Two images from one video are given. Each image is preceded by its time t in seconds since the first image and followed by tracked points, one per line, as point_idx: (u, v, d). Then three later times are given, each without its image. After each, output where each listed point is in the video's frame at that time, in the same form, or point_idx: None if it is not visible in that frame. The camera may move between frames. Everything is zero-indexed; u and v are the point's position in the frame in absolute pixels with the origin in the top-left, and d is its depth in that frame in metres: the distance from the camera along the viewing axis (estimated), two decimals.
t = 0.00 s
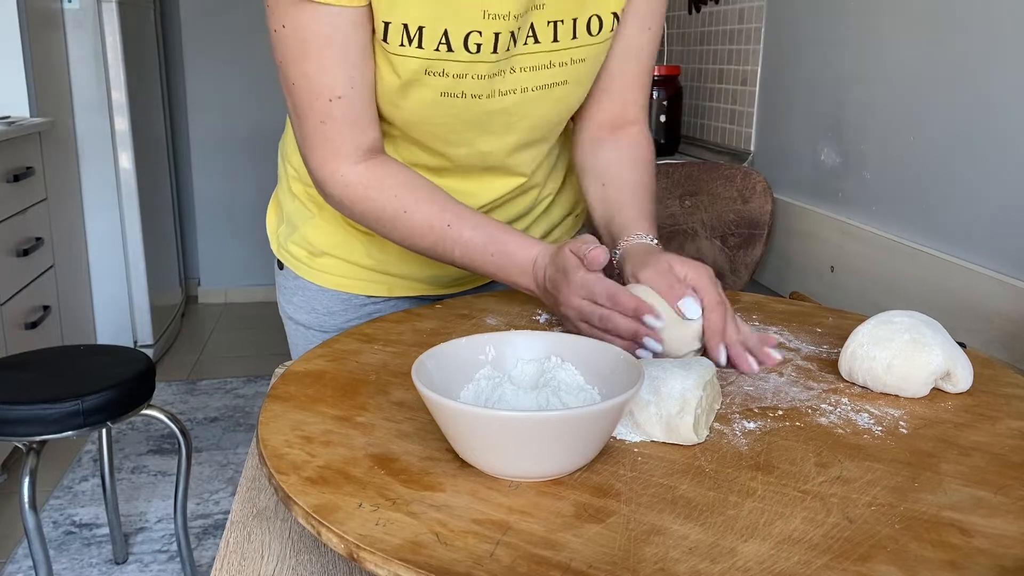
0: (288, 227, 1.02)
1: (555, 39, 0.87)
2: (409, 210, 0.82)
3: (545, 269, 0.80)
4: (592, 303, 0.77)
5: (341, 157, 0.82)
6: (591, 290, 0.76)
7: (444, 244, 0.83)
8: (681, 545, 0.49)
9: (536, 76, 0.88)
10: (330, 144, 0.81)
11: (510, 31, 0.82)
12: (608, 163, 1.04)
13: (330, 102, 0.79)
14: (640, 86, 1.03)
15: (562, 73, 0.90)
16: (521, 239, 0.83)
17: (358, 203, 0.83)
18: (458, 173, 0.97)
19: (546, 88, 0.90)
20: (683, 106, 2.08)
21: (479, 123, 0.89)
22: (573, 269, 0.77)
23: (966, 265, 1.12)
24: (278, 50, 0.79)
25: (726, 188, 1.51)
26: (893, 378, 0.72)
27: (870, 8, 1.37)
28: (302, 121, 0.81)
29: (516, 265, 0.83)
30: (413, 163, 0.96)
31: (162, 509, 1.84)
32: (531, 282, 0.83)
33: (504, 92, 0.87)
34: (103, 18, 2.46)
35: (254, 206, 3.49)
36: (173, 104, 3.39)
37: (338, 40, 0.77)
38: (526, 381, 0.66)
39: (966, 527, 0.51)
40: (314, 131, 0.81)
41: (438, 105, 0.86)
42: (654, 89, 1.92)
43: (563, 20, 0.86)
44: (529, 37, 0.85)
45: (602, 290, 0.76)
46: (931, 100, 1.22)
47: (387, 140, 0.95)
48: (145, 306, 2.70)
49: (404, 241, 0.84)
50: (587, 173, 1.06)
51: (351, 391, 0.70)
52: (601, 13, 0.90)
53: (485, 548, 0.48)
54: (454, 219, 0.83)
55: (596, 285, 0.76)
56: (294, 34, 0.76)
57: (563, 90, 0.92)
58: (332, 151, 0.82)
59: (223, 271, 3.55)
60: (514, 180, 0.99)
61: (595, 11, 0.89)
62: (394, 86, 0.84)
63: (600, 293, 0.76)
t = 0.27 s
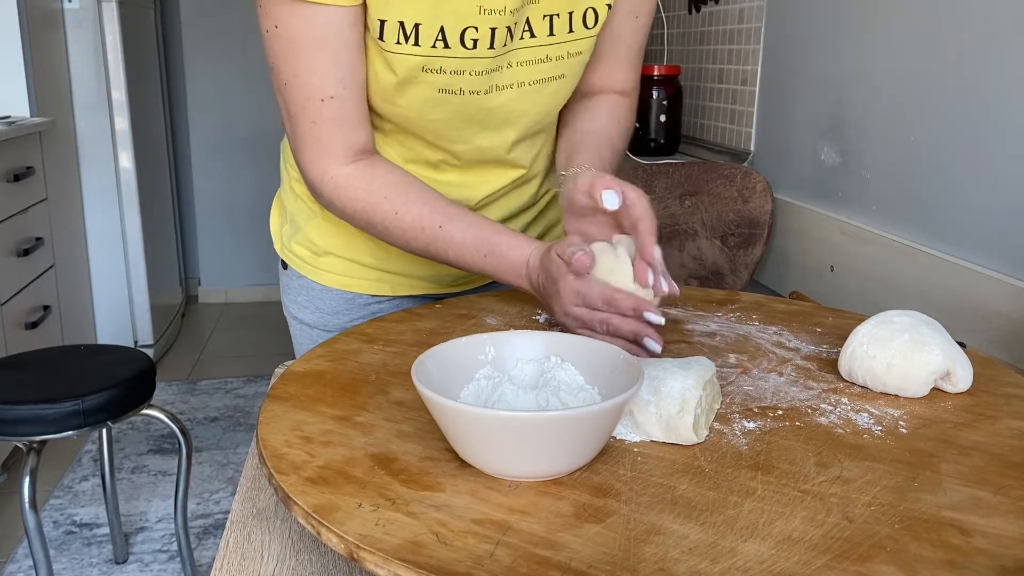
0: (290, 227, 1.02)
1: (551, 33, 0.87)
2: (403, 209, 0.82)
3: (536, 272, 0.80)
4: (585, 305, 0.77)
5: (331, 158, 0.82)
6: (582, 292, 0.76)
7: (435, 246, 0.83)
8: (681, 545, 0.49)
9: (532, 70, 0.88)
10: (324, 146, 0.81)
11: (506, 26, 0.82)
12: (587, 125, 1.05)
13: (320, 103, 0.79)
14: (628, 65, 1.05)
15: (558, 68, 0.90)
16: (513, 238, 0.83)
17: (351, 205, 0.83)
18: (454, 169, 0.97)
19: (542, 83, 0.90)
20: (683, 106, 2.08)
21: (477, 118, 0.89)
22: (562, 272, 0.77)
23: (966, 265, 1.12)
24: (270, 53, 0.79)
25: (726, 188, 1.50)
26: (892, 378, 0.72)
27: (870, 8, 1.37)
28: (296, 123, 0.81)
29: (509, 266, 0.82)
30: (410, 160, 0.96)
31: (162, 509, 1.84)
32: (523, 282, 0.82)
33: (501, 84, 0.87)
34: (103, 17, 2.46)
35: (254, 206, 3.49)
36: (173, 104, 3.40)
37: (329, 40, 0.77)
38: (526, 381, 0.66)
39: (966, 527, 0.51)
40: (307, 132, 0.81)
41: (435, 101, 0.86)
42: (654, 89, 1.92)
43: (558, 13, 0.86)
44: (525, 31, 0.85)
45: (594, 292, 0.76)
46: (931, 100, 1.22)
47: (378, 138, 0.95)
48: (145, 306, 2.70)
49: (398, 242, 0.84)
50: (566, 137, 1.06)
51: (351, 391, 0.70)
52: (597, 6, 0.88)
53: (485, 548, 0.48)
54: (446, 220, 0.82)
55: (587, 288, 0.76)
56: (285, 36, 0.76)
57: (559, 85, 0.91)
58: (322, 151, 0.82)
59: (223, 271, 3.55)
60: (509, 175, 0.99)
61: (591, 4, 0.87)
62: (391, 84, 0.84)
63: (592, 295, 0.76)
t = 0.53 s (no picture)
0: (290, 226, 1.02)
1: (546, 29, 0.86)
2: (407, 209, 0.82)
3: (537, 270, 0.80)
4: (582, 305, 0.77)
5: (337, 156, 0.82)
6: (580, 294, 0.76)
7: (440, 245, 0.83)
8: (680, 545, 0.49)
9: (527, 67, 0.88)
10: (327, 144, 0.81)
11: (499, 22, 0.82)
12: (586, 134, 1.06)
13: (324, 101, 0.79)
14: (626, 62, 1.04)
15: (555, 63, 0.90)
16: (516, 237, 0.83)
17: (351, 205, 0.83)
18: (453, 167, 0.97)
19: (537, 79, 0.90)
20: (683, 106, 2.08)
21: (473, 117, 0.89)
22: (562, 272, 0.77)
23: (965, 265, 1.12)
24: (270, 54, 0.79)
25: (726, 187, 1.50)
26: (892, 378, 0.72)
27: (870, 7, 1.37)
28: (298, 123, 0.81)
29: (511, 265, 0.82)
30: (409, 160, 0.96)
31: (162, 509, 1.84)
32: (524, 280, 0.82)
33: (495, 83, 0.87)
34: (103, 17, 2.46)
35: (254, 206, 3.49)
36: (173, 104, 3.40)
37: (329, 39, 0.77)
38: (526, 380, 0.66)
39: (965, 526, 0.51)
40: (310, 131, 0.81)
41: (431, 99, 0.86)
42: (654, 88, 1.92)
43: (552, 10, 0.85)
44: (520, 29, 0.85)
45: (591, 295, 0.76)
46: (931, 100, 1.22)
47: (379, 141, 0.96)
48: (145, 305, 2.70)
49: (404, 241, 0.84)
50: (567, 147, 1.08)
51: (351, 391, 0.70)
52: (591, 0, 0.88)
53: (485, 548, 0.48)
54: (451, 219, 0.83)
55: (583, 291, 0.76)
56: (286, 37, 0.76)
57: (556, 80, 0.92)
58: (330, 151, 0.82)
59: (223, 271, 3.55)
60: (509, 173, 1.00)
61: None
62: (386, 82, 0.84)
63: (590, 298, 0.76)
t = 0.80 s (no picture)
0: (287, 224, 1.02)
1: (541, 36, 0.87)
2: (397, 213, 0.83)
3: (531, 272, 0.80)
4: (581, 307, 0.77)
5: (329, 163, 0.82)
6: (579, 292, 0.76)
7: (429, 250, 0.83)
8: (680, 544, 0.49)
9: (522, 75, 0.88)
10: (320, 151, 0.81)
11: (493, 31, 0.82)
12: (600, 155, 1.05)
13: (317, 107, 0.79)
14: (635, 85, 1.05)
15: (550, 70, 0.90)
16: (507, 241, 0.83)
17: (351, 206, 0.83)
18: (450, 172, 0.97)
19: (532, 86, 0.90)
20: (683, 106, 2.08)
21: (467, 124, 0.89)
22: (561, 270, 0.77)
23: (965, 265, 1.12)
24: (265, 60, 0.79)
25: (726, 187, 1.51)
26: (892, 378, 0.72)
27: (870, 7, 1.37)
28: (291, 128, 0.81)
29: (503, 268, 0.82)
30: (405, 164, 0.97)
31: (162, 509, 1.84)
32: (517, 283, 0.82)
33: (490, 91, 0.87)
34: (103, 17, 2.46)
35: (254, 206, 3.49)
36: (173, 104, 3.40)
37: (322, 44, 0.77)
38: (526, 380, 0.66)
39: (965, 526, 0.51)
40: (304, 136, 0.81)
41: (425, 107, 0.86)
42: (653, 88, 1.92)
43: (549, 16, 0.86)
44: (516, 36, 0.85)
45: (591, 293, 0.75)
46: (931, 100, 1.22)
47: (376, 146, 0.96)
48: (145, 305, 2.70)
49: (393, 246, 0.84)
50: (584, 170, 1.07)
51: (351, 391, 0.70)
52: (588, 9, 0.89)
53: (485, 547, 0.48)
54: (439, 224, 0.83)
55: (583, 288, 0.76)
56: (279, 42, 0.76)
57: (553, 87, 0.92)
58: (320, 157, 0.82)
59: (223, 271, 3.56)
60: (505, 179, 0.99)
61: (580, 6, 0.88)
62: (380, 89, 0.84)
63: (589, 297, 0.75)
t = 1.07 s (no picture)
0: (290, 226, 1.02)
1: (542, 28, 0.86)
2: (394, 211, 0.82)
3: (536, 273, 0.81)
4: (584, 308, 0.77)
5: (326, 162, 0.82)
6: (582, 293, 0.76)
7: (428, 249, 0.83)
8: (680, 545, 0.49)
9: (522, 67, 0.88)
10: (316, 150, 0.81)
11: (493, 23, 0.82)
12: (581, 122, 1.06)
13: (312, 106, 0.79)
14: (627, 59, 1.04)
15: (549, 61, 0.89)
16: (507, 240, 0.83)
17: (349, 207, 0.83)
18: (451, 169, 0.97)
19: (532, 78, 0.90)
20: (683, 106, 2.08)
21: (468, 116, 0.89)
22: (563, 270, 0.77)
23: (966, 266, 1.12)
24: (261, 59, 0.79)
25: (726, 188, 1.51)
26: (893, 378, 0.72)
27: (870, 8, 1.37)
28: (286, 129, 0.81)
29: (506, 268, 0.83)
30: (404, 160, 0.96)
31: (162, 509, 1.84)
32: (524, 284, 0.83)
33: (490, 82, 0.87)
34: (104, 17, 2.46)
35: (254, 206, 3.49)
36: (173, 104, 3.39)
37: (316, 42, 0.77)
38: (526, 380, 0.66)
39: (966, 526, 0.51)
40: (299, 136, 0.80)
41: (426, 100, 0.86)
42: (654, 88, 1.92)
43: (548, 8, 0.85)
44: (515, 28, 0.85)
45: (593, 293, 0.76)
46: (931, 99, 1.22)
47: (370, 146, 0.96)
48: (145, 305, 2.70)
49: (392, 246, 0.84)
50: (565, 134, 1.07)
51: (351, 391, 0.70)
52: None
53: (485, 548, 0.48)
54: (440, 223, 0.83)
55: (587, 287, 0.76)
56: (273, 41, 0.76)
57: (550, 79, 0.91)
58: (315, 156, 0.81)
59: (223, 271, 3.56)
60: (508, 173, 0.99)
61: None
62: (380, 84, 0.84)
63: (591, 298, 0.76)
